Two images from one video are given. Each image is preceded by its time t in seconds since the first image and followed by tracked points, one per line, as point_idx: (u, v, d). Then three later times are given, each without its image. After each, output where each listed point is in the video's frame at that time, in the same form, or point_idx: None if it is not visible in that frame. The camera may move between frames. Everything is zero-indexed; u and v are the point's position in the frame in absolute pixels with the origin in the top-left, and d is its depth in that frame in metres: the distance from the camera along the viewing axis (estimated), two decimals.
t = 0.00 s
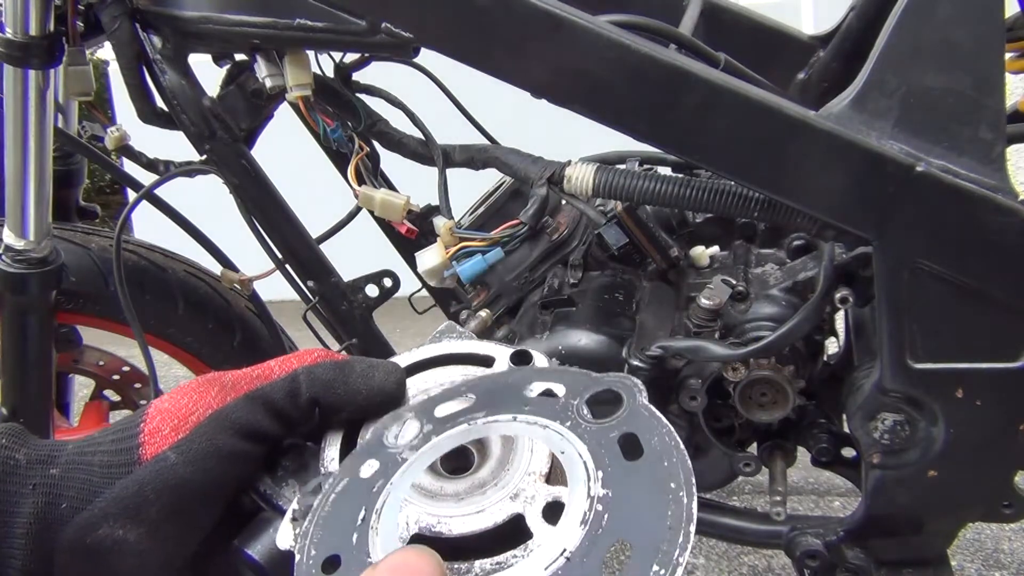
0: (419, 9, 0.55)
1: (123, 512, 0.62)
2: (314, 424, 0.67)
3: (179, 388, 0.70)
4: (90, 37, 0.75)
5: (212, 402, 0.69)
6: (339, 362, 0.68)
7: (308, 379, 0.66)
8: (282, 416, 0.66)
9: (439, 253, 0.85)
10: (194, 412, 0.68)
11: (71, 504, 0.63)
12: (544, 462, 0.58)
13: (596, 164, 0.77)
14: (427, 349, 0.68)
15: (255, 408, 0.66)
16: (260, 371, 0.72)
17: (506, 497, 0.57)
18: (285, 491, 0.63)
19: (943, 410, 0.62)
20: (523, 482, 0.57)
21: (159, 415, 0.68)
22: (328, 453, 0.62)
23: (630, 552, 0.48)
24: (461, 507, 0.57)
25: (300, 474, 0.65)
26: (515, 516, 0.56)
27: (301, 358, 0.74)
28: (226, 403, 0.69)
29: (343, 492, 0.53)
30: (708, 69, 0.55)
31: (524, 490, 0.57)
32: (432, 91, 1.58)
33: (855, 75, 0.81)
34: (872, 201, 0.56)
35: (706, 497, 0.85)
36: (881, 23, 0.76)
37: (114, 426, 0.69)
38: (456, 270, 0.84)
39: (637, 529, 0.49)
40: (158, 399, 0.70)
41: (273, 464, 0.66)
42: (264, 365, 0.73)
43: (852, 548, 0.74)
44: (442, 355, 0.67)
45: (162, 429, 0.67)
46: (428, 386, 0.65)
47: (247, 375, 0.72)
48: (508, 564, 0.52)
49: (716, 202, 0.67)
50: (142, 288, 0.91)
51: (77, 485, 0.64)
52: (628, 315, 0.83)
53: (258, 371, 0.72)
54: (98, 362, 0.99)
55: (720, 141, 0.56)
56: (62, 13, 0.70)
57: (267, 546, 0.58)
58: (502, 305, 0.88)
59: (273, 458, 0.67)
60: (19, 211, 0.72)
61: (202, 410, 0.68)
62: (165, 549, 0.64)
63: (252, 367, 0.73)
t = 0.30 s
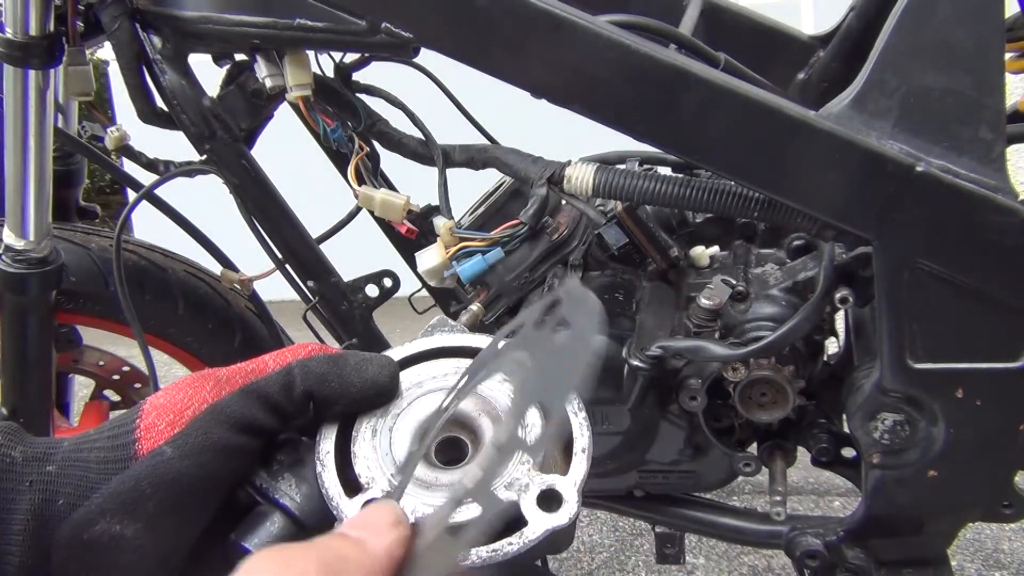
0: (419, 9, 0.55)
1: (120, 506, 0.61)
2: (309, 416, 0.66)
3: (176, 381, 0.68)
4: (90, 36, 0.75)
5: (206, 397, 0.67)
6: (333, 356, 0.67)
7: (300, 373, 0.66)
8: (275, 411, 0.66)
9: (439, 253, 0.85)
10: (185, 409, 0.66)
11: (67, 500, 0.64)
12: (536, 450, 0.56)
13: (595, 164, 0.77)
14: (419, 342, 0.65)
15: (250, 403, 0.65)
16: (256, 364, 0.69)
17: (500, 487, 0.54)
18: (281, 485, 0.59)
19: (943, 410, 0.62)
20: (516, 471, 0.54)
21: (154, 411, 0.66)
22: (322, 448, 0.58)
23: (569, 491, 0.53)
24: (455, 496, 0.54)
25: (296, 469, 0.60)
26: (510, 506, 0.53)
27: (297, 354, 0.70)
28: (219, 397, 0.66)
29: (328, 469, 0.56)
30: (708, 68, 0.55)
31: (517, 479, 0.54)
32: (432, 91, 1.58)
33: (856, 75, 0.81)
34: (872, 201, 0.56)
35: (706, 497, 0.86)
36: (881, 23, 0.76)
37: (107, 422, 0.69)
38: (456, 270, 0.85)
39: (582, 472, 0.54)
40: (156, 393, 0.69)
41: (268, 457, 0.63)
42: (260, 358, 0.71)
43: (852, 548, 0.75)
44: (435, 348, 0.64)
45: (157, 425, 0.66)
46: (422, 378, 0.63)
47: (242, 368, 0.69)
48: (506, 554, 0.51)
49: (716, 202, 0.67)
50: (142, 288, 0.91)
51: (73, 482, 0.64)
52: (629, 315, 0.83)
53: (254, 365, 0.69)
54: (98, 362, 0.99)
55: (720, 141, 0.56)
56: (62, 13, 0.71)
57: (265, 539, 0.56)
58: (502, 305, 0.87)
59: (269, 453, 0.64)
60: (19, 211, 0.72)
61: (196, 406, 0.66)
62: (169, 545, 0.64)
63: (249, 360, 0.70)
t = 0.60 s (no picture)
0: (420, 9, 0.55)
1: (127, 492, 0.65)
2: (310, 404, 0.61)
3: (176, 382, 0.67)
4: (90, 37, 0.75)
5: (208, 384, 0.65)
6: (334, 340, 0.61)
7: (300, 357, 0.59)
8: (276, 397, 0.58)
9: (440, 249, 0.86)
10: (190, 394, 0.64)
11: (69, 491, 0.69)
12: (533, 425, 0.54)
13: (595, 164, 0.77)
14: (411, 329, 0.62)
15: (249, 387, 0.57)
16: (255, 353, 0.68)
17: (496, 460, 0.51)
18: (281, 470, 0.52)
19: (943, 410, 0.62)
20: (512, 445, 0.52)
21: (156, 404, 0.64)
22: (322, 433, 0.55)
23: (564, 462, 0.51)
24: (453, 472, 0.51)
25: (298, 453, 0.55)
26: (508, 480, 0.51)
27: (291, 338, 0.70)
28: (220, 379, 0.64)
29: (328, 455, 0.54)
30: (708, 69, 0.55)
31: (514, 452, 0.52)
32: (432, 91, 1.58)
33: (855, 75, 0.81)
34: (871, 202, 0.56)
35: (705, 497, 0.86)
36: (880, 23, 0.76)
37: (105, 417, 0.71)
38: (457, 270, 0.85)
39: (576, 443, 0.52)
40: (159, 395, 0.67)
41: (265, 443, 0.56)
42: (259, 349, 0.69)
43: (851, 548, 0.75)
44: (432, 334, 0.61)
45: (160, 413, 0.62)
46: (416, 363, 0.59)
47: (242, 358, 0.68)
48: (506, 524, 0.48)
49: (716, 202, 0.67)
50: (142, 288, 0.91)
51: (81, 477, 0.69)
52: (628, 314, 0.82)
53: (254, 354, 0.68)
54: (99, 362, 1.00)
55: (720, 141, 0.56)
56: (62, 13, 0.71)
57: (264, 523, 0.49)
58: (502, 305, 0.87)
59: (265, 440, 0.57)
60: (18, 211, 0.72)
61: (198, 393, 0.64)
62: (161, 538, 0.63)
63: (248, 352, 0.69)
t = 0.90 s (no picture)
0: (420, 9, 0.55)
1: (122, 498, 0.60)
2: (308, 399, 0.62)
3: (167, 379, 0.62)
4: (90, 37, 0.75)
5: (205, 380, 0.61)
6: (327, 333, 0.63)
7: (296, 349, 0.61)
8: (274, 392, 0.60)
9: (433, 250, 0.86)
10: (189, 389, 0.60)
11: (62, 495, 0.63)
12: (531, 416, 0.56)
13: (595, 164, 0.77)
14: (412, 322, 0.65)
15: (247, 382, 0.59)
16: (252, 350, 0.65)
17: (495, 453, 0.54)
18: (281, 464, 0.57)
19: (943, 410, 0.62)
20: (512, 437, 0.55)
21: (152, 400, 0.59)
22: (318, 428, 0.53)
23: (563, 453, 0.54)
24: (454, 465, 0.54)
25: (297, 449, 0.58)
26: (507, 471, 0.53)
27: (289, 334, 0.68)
28: (220, 376, 0.61)
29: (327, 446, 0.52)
30: (708, 69, 0.55)
31: (513, 444, 0.54)
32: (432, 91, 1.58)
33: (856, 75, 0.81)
34: (871, 202, 0.56)
35: (705, 497, 0.86)
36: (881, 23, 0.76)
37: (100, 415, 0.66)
38: (457, 270, 0.85)
39: (573, 433, 0.55)
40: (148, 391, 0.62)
41: (265, 440, 0.59)
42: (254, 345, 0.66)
43: (851, 548, 0.75)
44: (433, 328, 0.64)
45: (158, 410, 0.58)
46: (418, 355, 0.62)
47: (238, 353, 0.65)
48: (506, 515, 0.50)
49: (716, 202, 0.67)
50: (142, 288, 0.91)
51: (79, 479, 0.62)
52: (628, 314, 0.82)
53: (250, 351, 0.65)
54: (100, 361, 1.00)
55: (720, 141, 0.56)
56: (62, 13, 0.71)
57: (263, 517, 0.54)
58: (502, 305, 0.87)
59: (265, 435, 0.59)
60: (18, 211, 0.72)
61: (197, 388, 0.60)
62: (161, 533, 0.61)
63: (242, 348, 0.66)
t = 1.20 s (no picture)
0: (419, 9, 0.55)
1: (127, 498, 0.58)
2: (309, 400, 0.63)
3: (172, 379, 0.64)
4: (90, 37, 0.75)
5: (207, 381, 0.62)
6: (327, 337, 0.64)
7: (298, 350, 0.62)
8: (277, 393, 0.62)
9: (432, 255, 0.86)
10: (191, 391, 0.61)
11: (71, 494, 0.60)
12: (534, 419, 0.58)
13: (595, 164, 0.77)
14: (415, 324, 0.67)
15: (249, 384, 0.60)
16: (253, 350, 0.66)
17: (498, 456, 0.56)
18: (284, 468, 0.58)
19: (943, 410, 0.62)
20: (515, 441, 0.57)
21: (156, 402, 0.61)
22: (322, 429, 0.56)
23: (565, 457, 0.55)
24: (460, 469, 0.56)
25: (300, 453, 0.59)
26: (511, 474, 0.55)
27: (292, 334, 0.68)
28: (222, 378, 0.62)
29: (330, 448, 0.55)
30: (708, 69, 0.55)
31: (516, 447, 0.56)
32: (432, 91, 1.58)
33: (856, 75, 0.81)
34: (870, 202, 0.56)
35: (705, 497, 0.86)
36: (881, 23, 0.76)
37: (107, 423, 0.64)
38: (457, 270, 0.85)
39: (576, 436, 0.57)
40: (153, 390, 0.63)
41: (268, 442, 0.60)
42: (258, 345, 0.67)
43: (852, 548, 0.75)
44: (438, 329, 0.66)
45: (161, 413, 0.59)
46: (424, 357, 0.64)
47: (240, 354, 0.65)
48: (508, 519, 0.52)
49: (716, 202, 0.67)
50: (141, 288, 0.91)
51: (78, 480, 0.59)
52: (628, 314, 0.82)
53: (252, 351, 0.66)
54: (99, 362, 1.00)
55: (721, 140, 0.56)
56: (62, 14, 0.70)
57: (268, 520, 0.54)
58: (502, 305, 0.87)
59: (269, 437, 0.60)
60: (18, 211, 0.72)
61: (200, 390, 0.61)
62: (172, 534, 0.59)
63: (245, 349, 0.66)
